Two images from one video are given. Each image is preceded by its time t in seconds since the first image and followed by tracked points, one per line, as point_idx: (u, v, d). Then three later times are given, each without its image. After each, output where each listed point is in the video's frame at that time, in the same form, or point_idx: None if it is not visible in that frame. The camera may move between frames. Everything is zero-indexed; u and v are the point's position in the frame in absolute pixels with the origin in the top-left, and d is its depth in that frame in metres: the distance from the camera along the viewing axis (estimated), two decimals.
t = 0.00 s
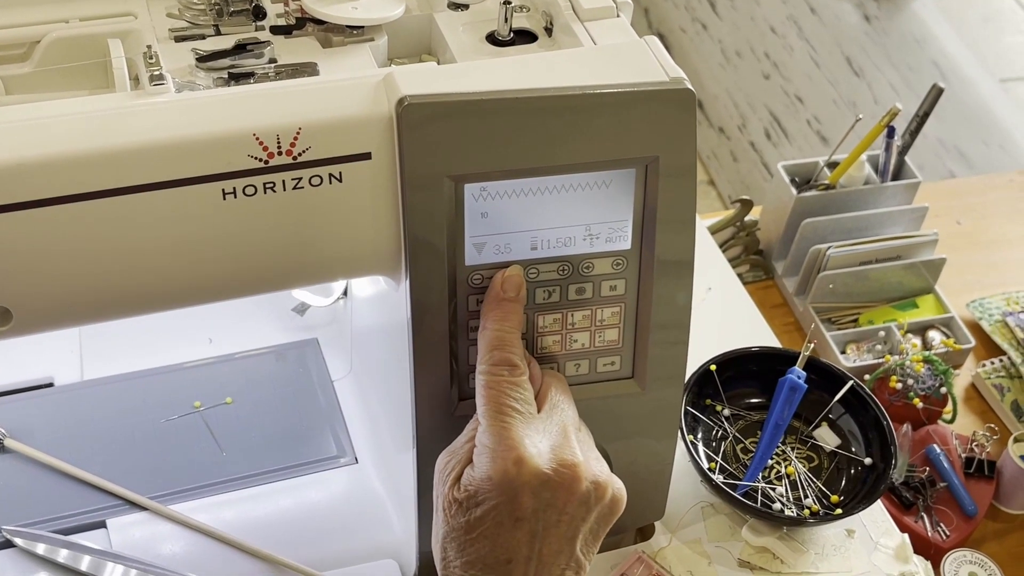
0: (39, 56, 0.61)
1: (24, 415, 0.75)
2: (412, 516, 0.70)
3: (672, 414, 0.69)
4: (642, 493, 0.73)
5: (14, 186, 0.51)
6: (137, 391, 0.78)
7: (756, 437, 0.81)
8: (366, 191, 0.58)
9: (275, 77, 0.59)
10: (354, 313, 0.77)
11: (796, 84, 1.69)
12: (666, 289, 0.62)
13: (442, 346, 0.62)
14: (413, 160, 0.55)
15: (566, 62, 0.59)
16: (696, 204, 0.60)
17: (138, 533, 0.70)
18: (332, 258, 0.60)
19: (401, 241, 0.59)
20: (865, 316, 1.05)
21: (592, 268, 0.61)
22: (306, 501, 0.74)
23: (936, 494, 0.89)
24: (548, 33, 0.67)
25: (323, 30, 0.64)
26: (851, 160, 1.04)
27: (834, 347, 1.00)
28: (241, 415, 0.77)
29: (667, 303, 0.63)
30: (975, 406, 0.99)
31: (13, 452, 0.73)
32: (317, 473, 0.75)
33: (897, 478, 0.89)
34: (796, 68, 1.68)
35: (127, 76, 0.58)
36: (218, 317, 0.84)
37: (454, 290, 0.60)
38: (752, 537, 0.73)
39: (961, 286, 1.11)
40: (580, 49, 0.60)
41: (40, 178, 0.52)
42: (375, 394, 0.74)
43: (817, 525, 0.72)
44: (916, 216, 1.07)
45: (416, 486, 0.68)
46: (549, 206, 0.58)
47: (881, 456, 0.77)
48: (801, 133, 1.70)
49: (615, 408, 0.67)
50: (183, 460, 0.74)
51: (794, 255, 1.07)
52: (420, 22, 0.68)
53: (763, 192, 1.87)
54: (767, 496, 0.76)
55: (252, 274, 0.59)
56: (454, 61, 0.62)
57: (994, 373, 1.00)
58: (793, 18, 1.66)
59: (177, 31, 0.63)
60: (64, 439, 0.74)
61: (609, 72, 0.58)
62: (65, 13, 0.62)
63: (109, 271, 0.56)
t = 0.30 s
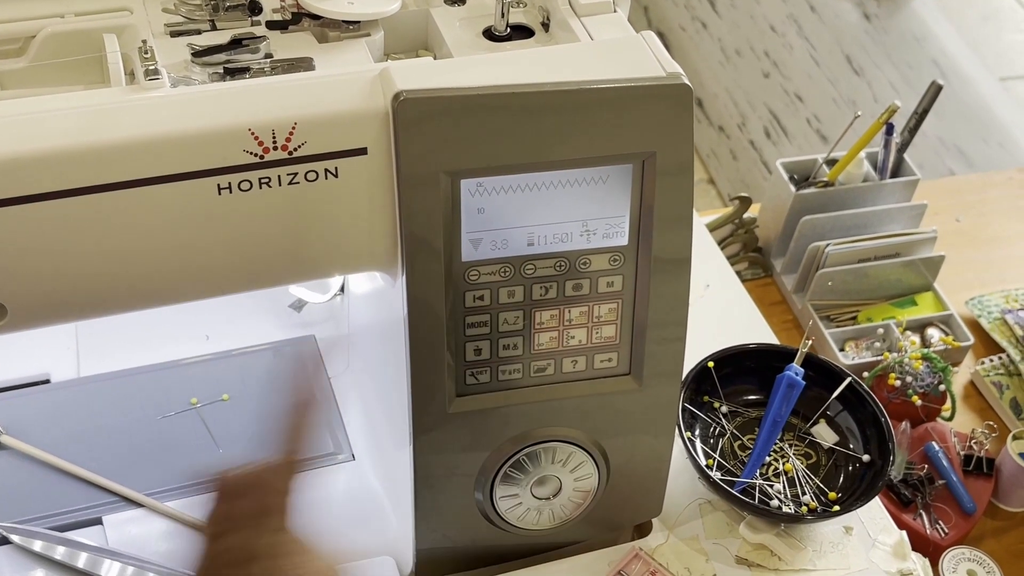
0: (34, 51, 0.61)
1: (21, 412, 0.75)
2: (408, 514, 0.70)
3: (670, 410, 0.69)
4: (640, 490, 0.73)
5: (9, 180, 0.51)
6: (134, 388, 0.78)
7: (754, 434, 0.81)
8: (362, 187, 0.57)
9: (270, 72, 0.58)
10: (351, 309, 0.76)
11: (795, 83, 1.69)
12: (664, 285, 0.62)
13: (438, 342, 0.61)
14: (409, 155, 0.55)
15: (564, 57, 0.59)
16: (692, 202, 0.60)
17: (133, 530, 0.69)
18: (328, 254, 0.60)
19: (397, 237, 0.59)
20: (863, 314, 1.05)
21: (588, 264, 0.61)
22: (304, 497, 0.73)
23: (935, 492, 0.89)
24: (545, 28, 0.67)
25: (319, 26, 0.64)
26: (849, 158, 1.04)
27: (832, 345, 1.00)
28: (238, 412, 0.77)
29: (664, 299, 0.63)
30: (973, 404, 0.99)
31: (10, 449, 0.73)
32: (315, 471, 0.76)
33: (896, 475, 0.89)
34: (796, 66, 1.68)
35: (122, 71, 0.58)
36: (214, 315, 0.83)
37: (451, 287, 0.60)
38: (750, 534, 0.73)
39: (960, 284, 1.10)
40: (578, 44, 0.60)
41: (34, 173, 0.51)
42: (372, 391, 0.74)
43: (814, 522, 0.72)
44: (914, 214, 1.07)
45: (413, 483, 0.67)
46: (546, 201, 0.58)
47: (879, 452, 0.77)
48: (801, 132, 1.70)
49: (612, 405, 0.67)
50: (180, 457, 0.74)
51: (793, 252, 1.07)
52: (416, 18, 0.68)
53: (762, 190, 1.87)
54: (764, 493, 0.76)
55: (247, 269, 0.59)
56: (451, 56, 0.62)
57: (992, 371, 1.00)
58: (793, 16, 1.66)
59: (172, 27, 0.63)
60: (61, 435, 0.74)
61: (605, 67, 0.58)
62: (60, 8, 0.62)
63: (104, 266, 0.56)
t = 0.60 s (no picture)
0: (31, 51, 0.61)
1: (19, 412, 0.75)
2: (406, 514, 0.70)
3: (668, 411, 0.69)
4: (638, 491, 0.73)
5: (5, 180, 0.51)
6: (132, 388, 0.78)
7: (752, 435, 0.81)
8: (359, 187, 0.57)
9: (268, 72, 0.58)
10: (349, 309, 0.76)
11: (795, 82, 1.69)
12: (662, 285, 0.62)
13: (437, 343, 0.61)
14: (407, 155, 0.55)
15: (562, 57, 0.59)
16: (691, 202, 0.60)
17: (132, 530, 0.70)
18: (326, 254, 0.60)
19: (395, 237, 0.59)
20: (862, 314, 1.05)
21: (587, 264, 0.61)
22: (301, 498, 0.73)
23: (934, 493, 0.89)
24: (543, 28, 0.67)
25: (317, 25, 0.64)
26: (849, 157, 1.04)
27: (832, 345, 1.00)
28: (236, 412, 0.77)
29: (663, 299, 0.63)
30: (973, 404, 0.99)
31: (8, 449, 0.73)
32: (312, 471, 0.75)
33: (895, 476, 0.89)
34: (796, 66, 1.68)
35: (120, 71, 0.58)
36: (212, 315, 0.83)
37: (449, 287, 0.60)
38: (747, 535, 0.73)
39: (959, 284, 1.10)
40: (576, 44, 0.60)
41: (31, 173, 0.51)
42: (370, 391, 0.73)
43: (813, 523, 0.72)
44: (914, 214, 1.07)
45: (410, 484, 0.67)
46: (545, 201, 0.58)
47: (878, 453, 0.77)
48: (801, 131, 1.69)
49: (611, 405, 0.67)
50: (178, 457, 0.74)
51: (792, 252, 1.07)
52: (415, 17, 0.67)
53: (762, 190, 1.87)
54: (763, 494, 0.76)
55: (245, 269, 0.59)
56: (449, 56, 0.62)
57: (992, 371, 1.00)
58: (793, 16, 1.66)
59: (170, 26, 0.63)
60: (59, 435, 0.74)
61: (604, 66, 0.58)
62: (58, 8, 0.62)
63: (101, 266, 0.56)
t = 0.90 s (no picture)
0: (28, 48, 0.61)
1: (16, 410, 0.75)
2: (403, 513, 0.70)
3: (665, 409, 0.69)
4: (636, 489, 0.72)
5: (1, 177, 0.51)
6: (130, 386, 0.78)
7: (750, 434, 0.81)
8: (356, 184, 0.57)
9: (265, 69, 0.58)
10: (346, 308, 0.76)
11: (795, 82, 1.69)
12: (660, 283, 0.62)
13: (434, 341, 0.61)
14: (403, 153, 0.55)
15: (559, 54, 0.59)
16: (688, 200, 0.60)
17: (127, 528, 0.69)
18: (322, 251, 0.60)
19: (391, 234, 0.59)
20: (861, 312, 1.05)
21: (584, 262, 0.61)
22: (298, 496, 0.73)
23: (932, 492, 0.89)
24: (540, 26, 0.67)
25: (314, 23, 0.64)
26: (848, 156, 1.04)
27: (830, 344, 1.00)
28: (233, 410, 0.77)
29: (660, 297, 0.63)
30: (971, 404, 0.99)
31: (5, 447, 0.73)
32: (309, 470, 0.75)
33: (893, 475, 0.89)
34: (795, 65, 1.68)
35: (116, 68, 0.58)
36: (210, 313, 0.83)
37: (446, 285, 0.60)
38: (744, 534, 0.73)
39: (958, 284, 1.10)
40: (574, 42, 0.60)
41: (26, 169, 0.51)
42: (367, 389, 0.73)
43: (810, 521, 0.72)
44: (913, 213, 1.07)
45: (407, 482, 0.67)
46: (542, 199, 0.58)
47: (875, 452, 0.77)
48: (800, 131, 1.69)
49: (608, 404, 0.67)
50: (175, 455, 0.74)
51: (791, 250, 1.06)
52: (412, 15, 0.67)
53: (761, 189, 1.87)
54: (760, 493, 0.76)
55: (241, 267, 0.59)
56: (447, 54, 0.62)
57: (991, 371, 0.99)
58: (793, 15, 1.66)
59: (167, 23, 0.63)
60: (56, 433, 0.74)
61: (601, 64, 0.58)
62: (55, 4, 0.62)
63: (97, 264, 0.56)
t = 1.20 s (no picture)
0: (25, 48, 0.61)
1: (13, 409, 0.75)
2: (400, 513, 0.70)
3: (662, 410, 0.69)
4: (633, 490, 0.72)
5: None
6: (127, 385, 0.78)
7: (747, 435, 0.81)
8: (353, 185, 0.57)
9: (262, 70, 0.58)
10: (344, 308, 0.76)
11: (794, 83, 1.69)
12: (656, 284, 0.62)
13: (430, 341, 0.61)
14: (400, 154, 0.55)
15: (556, 55, 0.59)
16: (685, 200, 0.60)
17: (125, 528, 0.70)
18: (320, 253, 0.60)
19: (388, 235, 0.59)
20: (859, 314, 1.05)
21: (581, 263, 0.61)
22: (296, 496, 0.74)
23: (930, 493, 0.88)
24: (537, 26, 0.67)
25: (311, 24, 0.64)
26: (846, 157, 1.04)
27: (828, 345, 1.00)
28: (230, 410, 0.77)
29: (657, 298, 0.63)
30: (969, 405, 0.99)
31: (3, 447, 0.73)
32: (306, 470, 0.75)
33: (890, 476, 0.89)
34: (794, 66, 1.68)
35: (113, 68, 0.58)
36: (207, 313, 0.83)
37: (442, 285, 0.60)
38: (742, 535, 0.73)
39: (956, 285, 1.10)
40: (570, 42, 0.60)
41: (23, 171, 0.51)
42: (364, 389, 0.73)
43: (808, 523, 0.72)
44: (912, 215, 1.07)
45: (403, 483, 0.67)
46: (539, 200, 0.58)
47: (873, 453, 0.77)
48: (799, 131, 1.69)
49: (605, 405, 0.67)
50: (174, 456, 0.74)
51: (789, 251, 1.06)
52: (409, 15, 0.67)
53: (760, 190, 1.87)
54: (757, 494, 0.76)
55: (239, 267, 0.59)
56: (443, 55, 0.62)
57: (988, 372, 1.00)
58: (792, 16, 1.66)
59: (164, 24, 0.63)
60: (52, 433, 0.74)
61: (597, 65, 0.58)
62: (51, 5, 0.62)
63: (94, 265, 0.56)
